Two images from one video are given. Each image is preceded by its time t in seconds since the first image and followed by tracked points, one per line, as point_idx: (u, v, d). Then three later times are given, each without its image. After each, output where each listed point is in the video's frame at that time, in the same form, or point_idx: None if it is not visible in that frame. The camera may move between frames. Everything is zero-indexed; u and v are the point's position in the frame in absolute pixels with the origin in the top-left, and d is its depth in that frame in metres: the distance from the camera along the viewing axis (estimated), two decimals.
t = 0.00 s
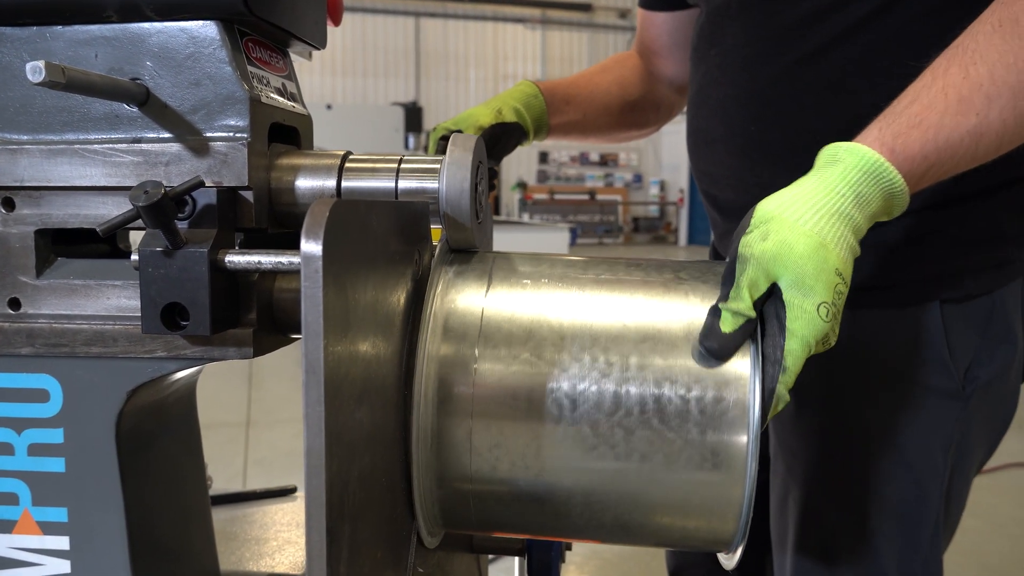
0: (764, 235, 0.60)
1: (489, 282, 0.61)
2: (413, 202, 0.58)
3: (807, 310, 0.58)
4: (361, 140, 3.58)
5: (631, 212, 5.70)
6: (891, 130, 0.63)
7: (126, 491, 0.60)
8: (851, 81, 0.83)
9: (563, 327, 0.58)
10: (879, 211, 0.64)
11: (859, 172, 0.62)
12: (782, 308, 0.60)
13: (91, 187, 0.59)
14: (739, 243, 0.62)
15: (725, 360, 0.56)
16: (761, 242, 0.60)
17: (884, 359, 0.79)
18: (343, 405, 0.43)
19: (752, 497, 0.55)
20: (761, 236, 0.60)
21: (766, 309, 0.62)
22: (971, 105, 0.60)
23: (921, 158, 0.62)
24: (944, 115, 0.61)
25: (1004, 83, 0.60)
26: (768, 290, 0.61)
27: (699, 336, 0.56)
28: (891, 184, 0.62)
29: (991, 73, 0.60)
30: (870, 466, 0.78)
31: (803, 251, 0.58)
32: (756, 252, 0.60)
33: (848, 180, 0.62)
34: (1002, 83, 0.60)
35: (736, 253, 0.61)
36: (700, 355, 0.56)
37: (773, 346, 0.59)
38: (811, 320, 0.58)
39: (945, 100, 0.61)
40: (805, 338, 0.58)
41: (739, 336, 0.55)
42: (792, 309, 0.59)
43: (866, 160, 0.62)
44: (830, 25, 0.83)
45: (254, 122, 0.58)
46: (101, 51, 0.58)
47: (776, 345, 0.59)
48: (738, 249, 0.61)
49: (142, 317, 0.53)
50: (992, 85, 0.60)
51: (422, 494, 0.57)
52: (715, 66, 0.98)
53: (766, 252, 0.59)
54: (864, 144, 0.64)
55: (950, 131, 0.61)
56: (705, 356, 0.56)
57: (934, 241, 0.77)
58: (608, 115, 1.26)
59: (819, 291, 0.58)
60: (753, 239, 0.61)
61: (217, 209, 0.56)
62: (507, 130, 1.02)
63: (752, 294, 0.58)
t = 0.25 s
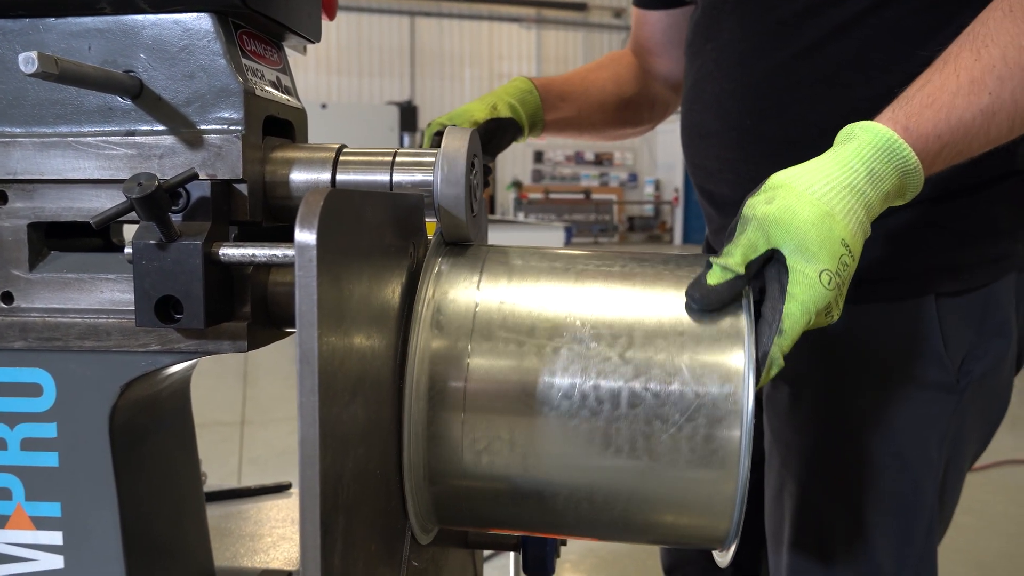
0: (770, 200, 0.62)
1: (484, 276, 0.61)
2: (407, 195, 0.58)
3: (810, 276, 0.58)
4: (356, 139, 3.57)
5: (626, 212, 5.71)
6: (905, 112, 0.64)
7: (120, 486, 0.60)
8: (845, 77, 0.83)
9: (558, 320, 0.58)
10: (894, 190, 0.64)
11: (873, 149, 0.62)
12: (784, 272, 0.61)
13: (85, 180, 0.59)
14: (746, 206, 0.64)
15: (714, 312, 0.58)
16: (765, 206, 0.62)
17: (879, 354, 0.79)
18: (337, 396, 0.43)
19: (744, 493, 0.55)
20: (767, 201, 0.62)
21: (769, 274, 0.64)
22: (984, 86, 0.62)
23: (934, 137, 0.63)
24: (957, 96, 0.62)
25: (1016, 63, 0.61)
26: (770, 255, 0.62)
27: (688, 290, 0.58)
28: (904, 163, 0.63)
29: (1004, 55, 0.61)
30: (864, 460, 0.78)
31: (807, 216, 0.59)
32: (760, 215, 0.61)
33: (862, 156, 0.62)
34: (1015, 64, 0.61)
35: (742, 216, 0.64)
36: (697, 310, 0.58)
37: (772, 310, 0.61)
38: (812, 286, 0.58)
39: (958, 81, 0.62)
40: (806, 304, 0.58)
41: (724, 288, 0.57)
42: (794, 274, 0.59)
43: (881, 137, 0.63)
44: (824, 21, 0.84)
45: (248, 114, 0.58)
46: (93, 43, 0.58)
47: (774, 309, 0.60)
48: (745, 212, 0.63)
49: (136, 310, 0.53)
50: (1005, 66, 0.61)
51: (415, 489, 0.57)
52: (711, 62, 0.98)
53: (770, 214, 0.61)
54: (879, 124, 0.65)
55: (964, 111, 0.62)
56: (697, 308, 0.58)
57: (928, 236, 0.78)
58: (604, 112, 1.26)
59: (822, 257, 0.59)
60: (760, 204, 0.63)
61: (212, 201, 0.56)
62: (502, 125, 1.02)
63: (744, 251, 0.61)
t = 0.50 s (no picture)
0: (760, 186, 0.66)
1: (477, 279, 0.61)
2: (399, 198, 0.58)
3: (786, 258, 0.63)
4: (351, 140, 3.56)
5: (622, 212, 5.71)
6: (886, 120, 0.66)
7: (111, 490, 0.59)
8: (838, 80, 0.83)
9: (550, 322, 0.58)
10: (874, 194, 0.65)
11: (858, 153, 0.64)
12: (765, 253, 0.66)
13: (75, 182, 0.58)
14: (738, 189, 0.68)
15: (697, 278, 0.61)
16: (754, 190, 0.66)
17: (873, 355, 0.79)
18: (327, 399, 0.43)
19: (736, 494, 0.55)
20: (757, 185, 0.66)
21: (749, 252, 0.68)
22: (963, 95, 0.63)
23: (913, 147, 0.64)
24: (936, 105, 0.63)
25: (995, 74, 0.62)
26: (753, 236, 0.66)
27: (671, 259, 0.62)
28: (885, 168, 0.64)
29: (984, 66, 0.62)
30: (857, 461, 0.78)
31: (790, 206, 0.63)
32: (748, 197, 0.66)
33: (845, 159, 0.64)
34: (994, 75, 0.62)
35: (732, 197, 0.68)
36: (678, 278, 0.61)
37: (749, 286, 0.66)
38: (787, 267, 0.63)
39: (938, 91, 0.64)
40: (779, 283, 0.64)
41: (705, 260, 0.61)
42: (773, 253, 0.64)
43: (865, 143, 0.64)
44: (817, 22, 0.84)
45: (239, 116, 0.58)
46: (84, 44, 0.58)
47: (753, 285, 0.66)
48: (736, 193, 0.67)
49: (126, 313, 0.53)
50: (984, 77, 0.62)
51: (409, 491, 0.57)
52: (707, 64, 0.98)
53: (757, 199, 0.65)
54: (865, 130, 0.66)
55: (942, 121, 0.63)
56: (677, 276, 0.61)
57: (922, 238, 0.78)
58: (600, 114, 1.26)
59: (801, 243, 0.63)
60: (750, 187, 0.67)
61: (202, 204, 0.56)
62: (496, 126, 1.02)
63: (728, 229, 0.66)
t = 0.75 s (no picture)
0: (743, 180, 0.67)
1: (472, 279, 0.60)
2: (392, 200, 0.58)
3: (762, 251, 0.64)
4: (347, 140, 3.56)
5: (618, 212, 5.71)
6: (857, 129, 0.68)
7: (102, 493, 0.59)
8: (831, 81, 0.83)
9: (543, 323, 0.58)
10: (841, 200, 0.68)
11: (831, 162, 0.66)
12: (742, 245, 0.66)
13: (66, 185, 0.58)
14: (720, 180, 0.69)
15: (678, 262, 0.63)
16: (738, 183, 0.67)
17: (869, 355, 0.79)
18: (319, 402, 0.43)
19: (734, 491, 0.55)
20: (740, 179, 0.67)
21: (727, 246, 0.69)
22: (930, 111, 0.64)
23: (876, 160, 0.66)
24: (903, 120, 0.65)
25: (962, 93, 0.63)
26: (733, 225, 0.67)
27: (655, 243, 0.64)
28: (853, 179, 0.66)
29: (952, 83, 0.64)
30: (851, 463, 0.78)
31: (769, 203, 0.64)
32: (731, 190, 0.67)
33: (820, 166, 0.66)
34: (961, 93, 0.63)
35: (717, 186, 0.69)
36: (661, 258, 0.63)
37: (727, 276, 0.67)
38: (763, 259, 0.64)
39: (907, 105, 0.65)
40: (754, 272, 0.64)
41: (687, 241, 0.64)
42: (750, 246, 0.65)
43: (840, 151, 0.66)
44: (810, 24, 0.84)
45: (231, 118, 0.57)
46: (75, 46, 0.58)
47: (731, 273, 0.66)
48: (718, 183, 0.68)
49: (118, 316, 0.53)
50: (952, 94, 0.64)
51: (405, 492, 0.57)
52: (703, 65, 0.98)
53: (739, 192, 0.66)
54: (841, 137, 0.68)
55: (906, 135, 0.65)
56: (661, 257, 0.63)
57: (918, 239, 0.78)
58: (598, 115, 1.26)
59: (775, 239, 0.64)
60: (733, 180, 0.68)
61: (194, 207, 0.56)
62: (491, 127, 1.01)
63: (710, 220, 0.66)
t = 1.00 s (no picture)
0: (744, 188, 0.66)
1: (471, 277, 0.60)
2: (389, 197, 0.58)
3: (765, 264, 0.64)
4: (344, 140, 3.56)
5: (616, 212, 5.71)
6: (854, 133, 0.67)
7: (99, 493, 0.59)
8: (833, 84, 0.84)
9: (542, 322, 0.57)
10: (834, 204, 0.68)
11: (828, 166, 0.66)
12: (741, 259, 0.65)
13: (63, 183, 0.58)
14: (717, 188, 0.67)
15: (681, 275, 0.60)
16: (738, 192, 0.66)
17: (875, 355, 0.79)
18: (317, 400, 0.43)
19: (734, 486, 0.55)
20: (741, 186, 0.66)
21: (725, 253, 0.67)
22: (927, 117, 0.64)
23: (872, 164, 0.67)
24: (901, 126, 0.64)
25: (960, 100, 0.63)
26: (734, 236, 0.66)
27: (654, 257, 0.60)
28: (850, 185, 0.66)
29: (949, 90, 0.63)
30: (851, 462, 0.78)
31: (773, 215, 0.65)
32: (734, 199, 0.65)
33: (817, 172, 0.66)
34: (958, 100, 0.63)
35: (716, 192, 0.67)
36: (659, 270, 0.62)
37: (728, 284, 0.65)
38: (766, 273, 0.64)
39: (904, 110, 0.65)
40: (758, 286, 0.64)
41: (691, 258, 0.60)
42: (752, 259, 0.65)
43: (836, 156, 0.66)
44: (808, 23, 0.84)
45: (228, 116, 0.57)
46: (71, 44, 0.57)
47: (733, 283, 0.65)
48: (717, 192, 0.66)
49: (114, 315, 0.52)
50: (948, 101, 0.63)
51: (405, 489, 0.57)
52: (709, 66, 0.98)
53: (742, 201, 0.65)
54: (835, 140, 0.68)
55: (903, 141, 0.65)
56: (662, 273, 0.59)
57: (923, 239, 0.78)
58: (595, 113, 1.26)
59: (778, 250, 0.64)
60: (732, 187, 0.66)
61: (191, 205, 0.55)
62: (489, 126, 1.01)
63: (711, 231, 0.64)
